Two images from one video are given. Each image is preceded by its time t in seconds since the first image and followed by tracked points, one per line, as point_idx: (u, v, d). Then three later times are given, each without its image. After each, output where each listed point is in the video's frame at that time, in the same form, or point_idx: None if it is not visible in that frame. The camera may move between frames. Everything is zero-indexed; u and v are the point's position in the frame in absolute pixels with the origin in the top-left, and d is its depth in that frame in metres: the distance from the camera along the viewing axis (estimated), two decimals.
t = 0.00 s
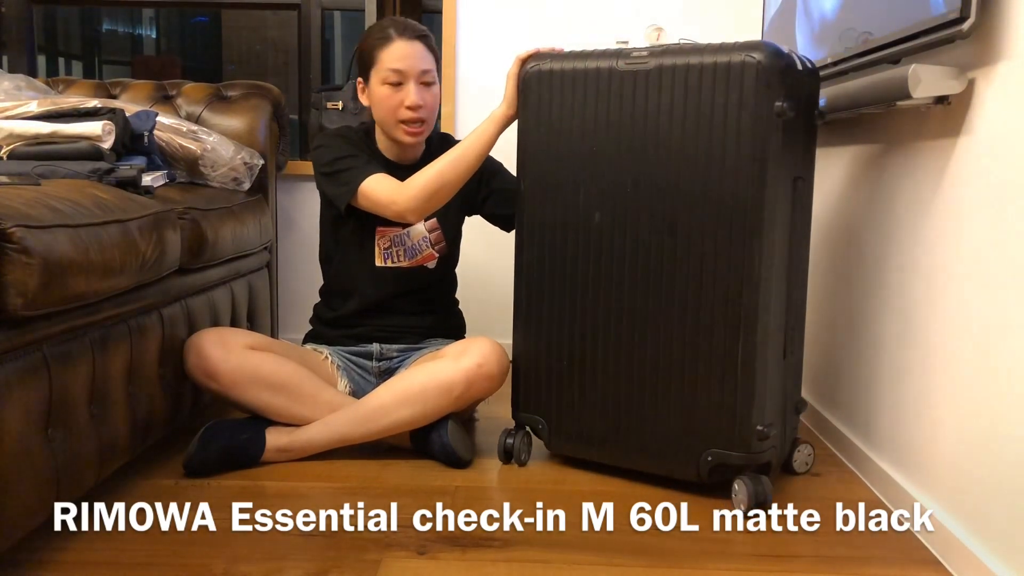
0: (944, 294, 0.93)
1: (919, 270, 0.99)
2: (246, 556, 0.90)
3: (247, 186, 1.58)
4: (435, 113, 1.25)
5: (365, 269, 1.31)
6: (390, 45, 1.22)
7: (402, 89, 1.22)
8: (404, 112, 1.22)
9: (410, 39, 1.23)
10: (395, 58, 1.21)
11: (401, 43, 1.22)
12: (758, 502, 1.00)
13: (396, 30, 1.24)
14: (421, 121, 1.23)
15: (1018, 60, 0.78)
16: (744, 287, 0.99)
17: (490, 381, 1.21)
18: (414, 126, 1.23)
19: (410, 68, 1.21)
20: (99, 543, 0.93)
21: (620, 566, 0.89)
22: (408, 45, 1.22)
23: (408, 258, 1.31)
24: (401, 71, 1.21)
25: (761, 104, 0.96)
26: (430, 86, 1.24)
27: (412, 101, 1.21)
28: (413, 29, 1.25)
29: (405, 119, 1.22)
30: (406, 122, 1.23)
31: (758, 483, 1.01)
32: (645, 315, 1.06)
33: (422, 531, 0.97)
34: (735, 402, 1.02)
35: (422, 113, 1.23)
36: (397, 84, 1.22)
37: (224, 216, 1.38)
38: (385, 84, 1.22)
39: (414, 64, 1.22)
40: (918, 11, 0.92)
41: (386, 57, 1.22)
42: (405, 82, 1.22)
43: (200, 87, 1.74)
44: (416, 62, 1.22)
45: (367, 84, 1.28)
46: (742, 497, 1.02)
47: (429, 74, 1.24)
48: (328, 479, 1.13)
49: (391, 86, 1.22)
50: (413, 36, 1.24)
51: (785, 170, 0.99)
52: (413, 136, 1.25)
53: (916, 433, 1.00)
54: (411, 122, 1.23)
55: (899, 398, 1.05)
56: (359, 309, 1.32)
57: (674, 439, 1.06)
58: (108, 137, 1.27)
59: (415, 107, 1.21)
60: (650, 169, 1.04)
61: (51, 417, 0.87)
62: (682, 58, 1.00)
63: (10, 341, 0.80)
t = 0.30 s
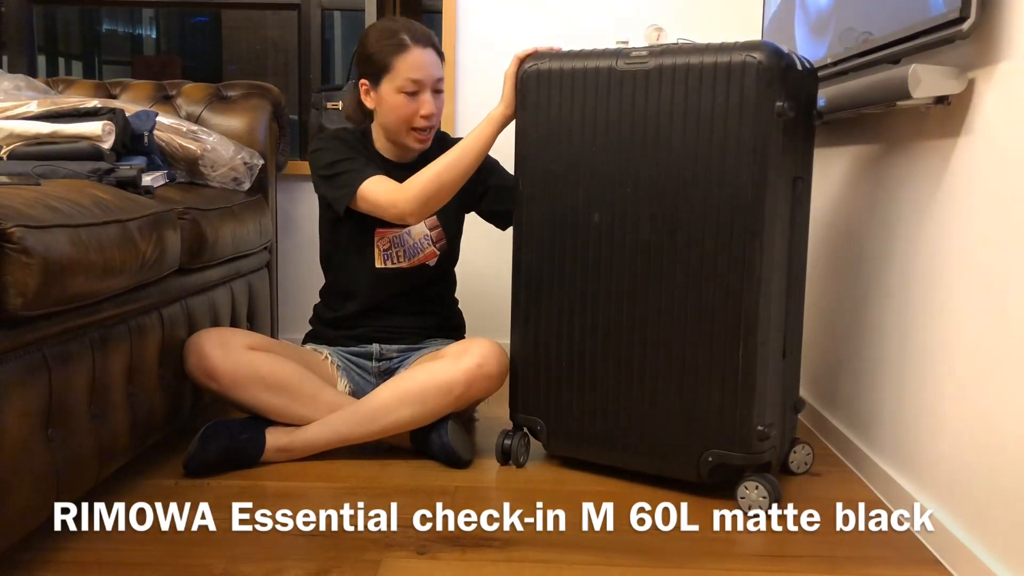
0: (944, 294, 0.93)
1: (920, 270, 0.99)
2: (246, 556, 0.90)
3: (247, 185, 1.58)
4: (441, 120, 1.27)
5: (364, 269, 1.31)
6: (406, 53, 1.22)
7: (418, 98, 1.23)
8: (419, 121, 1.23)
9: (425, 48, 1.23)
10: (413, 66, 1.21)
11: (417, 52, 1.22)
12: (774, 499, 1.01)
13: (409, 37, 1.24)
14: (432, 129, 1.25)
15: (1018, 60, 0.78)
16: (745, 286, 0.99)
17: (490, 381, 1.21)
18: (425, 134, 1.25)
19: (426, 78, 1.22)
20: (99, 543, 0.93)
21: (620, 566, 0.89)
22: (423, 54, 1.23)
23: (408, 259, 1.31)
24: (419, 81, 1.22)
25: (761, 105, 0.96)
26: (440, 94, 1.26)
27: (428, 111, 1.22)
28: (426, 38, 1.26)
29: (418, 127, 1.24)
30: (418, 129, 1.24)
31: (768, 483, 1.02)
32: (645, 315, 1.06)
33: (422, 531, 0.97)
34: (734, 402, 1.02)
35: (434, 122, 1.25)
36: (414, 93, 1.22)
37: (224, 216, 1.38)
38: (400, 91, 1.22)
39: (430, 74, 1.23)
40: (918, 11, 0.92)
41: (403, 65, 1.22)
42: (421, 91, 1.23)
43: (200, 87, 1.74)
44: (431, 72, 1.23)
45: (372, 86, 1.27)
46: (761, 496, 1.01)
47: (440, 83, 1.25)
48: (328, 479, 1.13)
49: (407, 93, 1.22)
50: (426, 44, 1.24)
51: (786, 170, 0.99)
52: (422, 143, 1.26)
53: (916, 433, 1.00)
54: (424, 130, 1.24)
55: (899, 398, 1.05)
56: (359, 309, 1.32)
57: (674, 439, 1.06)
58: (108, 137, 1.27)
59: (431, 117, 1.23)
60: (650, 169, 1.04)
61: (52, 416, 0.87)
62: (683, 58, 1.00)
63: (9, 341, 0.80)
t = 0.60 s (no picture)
0: (944, 293, 0.93)
1: (920, 270, 0.99)
2: (246, 556, 0.90)
3: (247, 185, 1.58)
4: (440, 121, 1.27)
5: (365, 269, 1.31)
6: (402, 55, 1.22)
7: (415, 99, 1.22)
8: (417, 123, 1.23)
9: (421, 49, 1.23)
10: (409, 68, 1.21)
11: (413, 54, 1.22)
12: (773, 499, 1.01)
13: (404, 38, 1.24)
14: (431, 130, 1.25)
15: (1018, 61, 0.78)
16: (746, 287, 0.99)
17: (490, 381, 1.21)
18: (424, 135, 1.25)
19: (422, 79, 1.22)
20: (99, 542, 0.93)
21: (620, 566, 0.89)
22: (419, 56, 1.22)
23: (408, 260, 1.31)
24: (415, 82, 1.21)
25: (762, 105, 0.96)
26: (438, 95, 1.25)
27: (425, 112, 1.22)
28: (422, 38, 1.25)
29: (416, 129, 1.23)
30: (416, 131, 1.24)
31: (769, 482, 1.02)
32: (645, 316, 1.06)
33: (422, 531, 0.97)
34: (735, 402, 1.02)
35: (433, 123, 1.24)
36: (410, 95, 1.22)
37: (224, 216, 1.38)
38: (397, 94, 1.22)
39: (427, 75, 1.22)
40: (918, 11, 0.92)
41: (399, 68, 1.21)
42: (418, 92, 1.22)
43: (200, 87, 1.74)
44: (428, 73, 1.22)
45: (370, 90, 1.27)
46: (762, 496, 1.01)
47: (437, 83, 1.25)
48: (328, 479, 1.13)
49: (405, 96, 1.22)
50: (421, 45, 1.24)
51: (786, 170, 0.99)
52: (421, 144, 1.26)
53: (915, 433, 1.00)
54: (422, 132, 1.24)
55: (899, 398, 1.05)
56: (358, 309, 1.32)
57: (674, 439, 1.06)
58: (108, 137, 1.27)
59: (428, 118, 1.23)
60: (650, 169, 1.04)
61: (52, 416, 0.87)
62: (683, 58, 1.00)
63: (9, 341, 0.80)
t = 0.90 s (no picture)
0: (944, 292, 0.93)
1: (920, 269, 0.99)
2: (246, 556, 0.90)
3: (247, 186, 1.58)
4: (411, 104, 1.25)
5: (365, 269, 1.31)
6: (358, 43, 1.24)
7: (371, 85, 1.23)
8: (374, 109, 1.23)
9: (376, 33, 1.23)
10: (361, 54, 1.23)
11: (368, 39, 1.23)
12: (770, 499, 1.01)
13: (366, 27, 1.25)
14: (395, 114, 1.23)
15: (1018, 61, 0.79)
16: (749, 287, 0.99)
17: (490, 381, 1.21)
18: (389, 121, 1.24)
19: (375, 63, 1.22)
20: (99, 542, 0.93)
21: (620, 566, 0.89)
22: (373, 40, 1.23)
23: (408, 262, 1.31)
24: (368, 67, 1.22)
25: (764, 105, 0.96)
26: (402, 77, 1.24)
27: (379, 96, 1.22)
28: (386, 23, 1.25)
29: (377, 115, 1.23)
30: (378, 118, 1.24)
31: (767, 481, 1.02)
32: (646, 315, 1.07)
33: (422, 531, 0.97)
34: (736, 402, 1.02)
35: (393, 107, 1.23)
36: (366, 81, 1.23)
37: (224, 216, 1.38)
38: (356, 82, 1.24)
39: (380, 58, 1.22)
40: (919, 11, 0.92)
41: (355, 56, 1.24)
42: (373, 77, 1.23)
43: (200, 87, 1.74)
44: (382, 56, 1.22)
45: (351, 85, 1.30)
46: (757, 496, 1.01)
47: (400, 65, 1.23)
48: (328, 479, 1.13)
49: (362, 83, 1.24)
50: (381, 29, 1.24)
51: (786, 170, 0.99)
52: (393, 131, 1.25)
53: (915, 432, 1.00)
54: (384, 117, 1.23)
55: (899, 398, 1.05)
56: (359, 309, 1.32)
57: (675, 439, 1.06)
58: (108, 137, 1.27)
59: (382, 102, 1.22)
60: (651, 169, 1.04)
61: (52, 416, 0.87)
62: (685, 58, 1.00)
63: (10, 341, 0.80)
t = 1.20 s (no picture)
0: (944, 292, 0.93)
1: (920, 269, 0.99)
2: (246, 556, 0.90)
3: (247, 185, 1.58)
4: (405, 101, 1.24)
5: (365, 269, 1.31)
6: (352, 43, 1.24)
7: (365, 83, 1.23)
8: (369, 106, 1.23)
9: (369, 32, 1.24)
10: (355, 53, 1.23)
11: (361, 38, 1.23)
12: (770, 500, 1.01)
13: (359, 27, 1.26)
14: (389, 112, 1.23)
15: (1018, 61, 0.79)
16: (748, 287, 0.99)
17: (490, 381, 1.21)
18: (384, 119, 1.23)
19: (368, 61, 1.22)
20: (99, 543, 0.93)
21: (620, 566, 0.89)
22: (366, 39, 1.23)
23: (408, 262, 1.31)
24: (361, 65, 1.22)
25: (764, 105, 0.96)
26: (396, 75, 1.24)
27: (373, 94, 1.22)
28: (378, 22, 1.26)
29: (372, 113, 1.23)
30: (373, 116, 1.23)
31: (768, 482, 1.02)
32: (646, 315, 1.06)
33: (422, 531, 0.97)
34: (735, 402, 1.02)
35: (387, 104, 1.23)
36: (360, 79, 1.23)
37: (224, 215, 1.38)
38: (350, 81, 1.24)
39: (373, 55, 1.22)
40: (918, 11, 0.92)
41: (349, 55, 1.24)
42: (366, 75, 1.23)
43: (200, 87, 1.74)
44: (375, 53, 1.22)
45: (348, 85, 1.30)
46: (757, 496, 1.01)
47: (393, 63, 1.24)
48: (328, 479, 1.13)
49: (357, 81, 1.24)
50: (374, 28, 1.24)
51: (786, 170, 0.99)
52: (388, 129, 1.24)
53: (915, 432, 1.00)
54: (379, 114, 1.23)
55: (899, 398, 1.05)
56: (358, 309, 1.32)
57: (675, 439, 1.06)
58: (108, 137, 1.27)
59: (376, 99, 1.22)
60: (651, 169, 1.04)
61: (52, 417, 0.87)
62: (685, 58, 1.00)
63: (10, 341, 0.80)
